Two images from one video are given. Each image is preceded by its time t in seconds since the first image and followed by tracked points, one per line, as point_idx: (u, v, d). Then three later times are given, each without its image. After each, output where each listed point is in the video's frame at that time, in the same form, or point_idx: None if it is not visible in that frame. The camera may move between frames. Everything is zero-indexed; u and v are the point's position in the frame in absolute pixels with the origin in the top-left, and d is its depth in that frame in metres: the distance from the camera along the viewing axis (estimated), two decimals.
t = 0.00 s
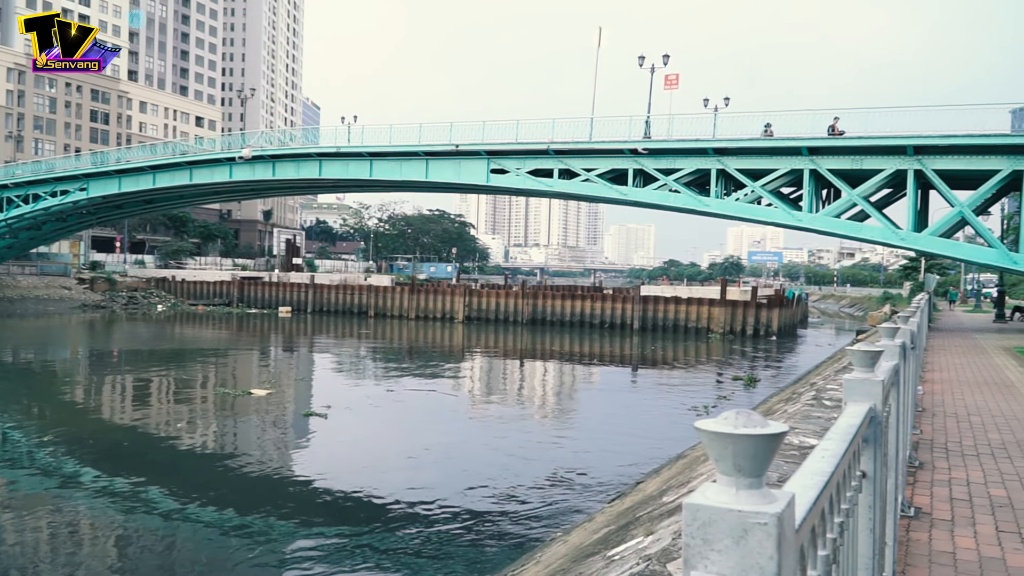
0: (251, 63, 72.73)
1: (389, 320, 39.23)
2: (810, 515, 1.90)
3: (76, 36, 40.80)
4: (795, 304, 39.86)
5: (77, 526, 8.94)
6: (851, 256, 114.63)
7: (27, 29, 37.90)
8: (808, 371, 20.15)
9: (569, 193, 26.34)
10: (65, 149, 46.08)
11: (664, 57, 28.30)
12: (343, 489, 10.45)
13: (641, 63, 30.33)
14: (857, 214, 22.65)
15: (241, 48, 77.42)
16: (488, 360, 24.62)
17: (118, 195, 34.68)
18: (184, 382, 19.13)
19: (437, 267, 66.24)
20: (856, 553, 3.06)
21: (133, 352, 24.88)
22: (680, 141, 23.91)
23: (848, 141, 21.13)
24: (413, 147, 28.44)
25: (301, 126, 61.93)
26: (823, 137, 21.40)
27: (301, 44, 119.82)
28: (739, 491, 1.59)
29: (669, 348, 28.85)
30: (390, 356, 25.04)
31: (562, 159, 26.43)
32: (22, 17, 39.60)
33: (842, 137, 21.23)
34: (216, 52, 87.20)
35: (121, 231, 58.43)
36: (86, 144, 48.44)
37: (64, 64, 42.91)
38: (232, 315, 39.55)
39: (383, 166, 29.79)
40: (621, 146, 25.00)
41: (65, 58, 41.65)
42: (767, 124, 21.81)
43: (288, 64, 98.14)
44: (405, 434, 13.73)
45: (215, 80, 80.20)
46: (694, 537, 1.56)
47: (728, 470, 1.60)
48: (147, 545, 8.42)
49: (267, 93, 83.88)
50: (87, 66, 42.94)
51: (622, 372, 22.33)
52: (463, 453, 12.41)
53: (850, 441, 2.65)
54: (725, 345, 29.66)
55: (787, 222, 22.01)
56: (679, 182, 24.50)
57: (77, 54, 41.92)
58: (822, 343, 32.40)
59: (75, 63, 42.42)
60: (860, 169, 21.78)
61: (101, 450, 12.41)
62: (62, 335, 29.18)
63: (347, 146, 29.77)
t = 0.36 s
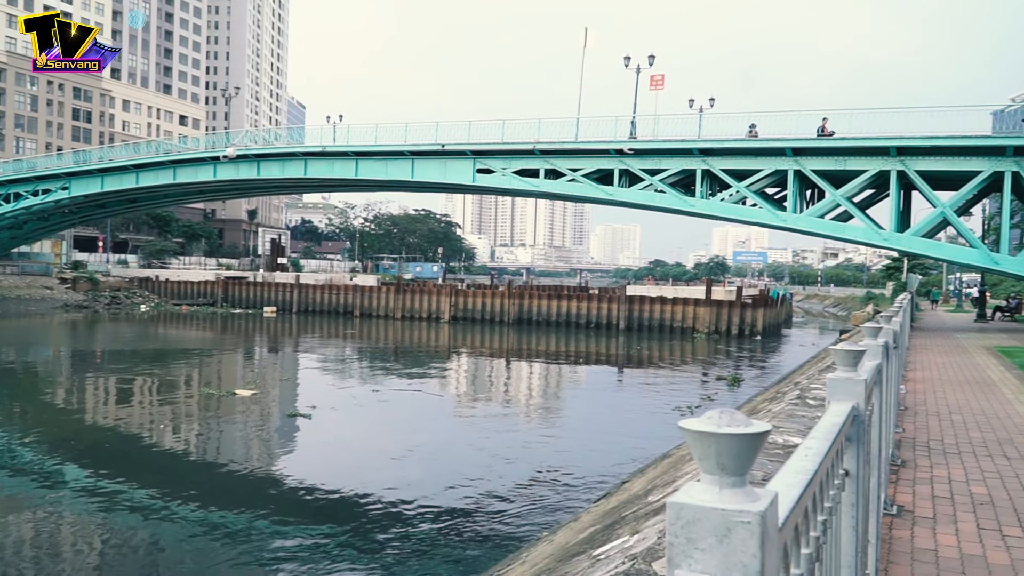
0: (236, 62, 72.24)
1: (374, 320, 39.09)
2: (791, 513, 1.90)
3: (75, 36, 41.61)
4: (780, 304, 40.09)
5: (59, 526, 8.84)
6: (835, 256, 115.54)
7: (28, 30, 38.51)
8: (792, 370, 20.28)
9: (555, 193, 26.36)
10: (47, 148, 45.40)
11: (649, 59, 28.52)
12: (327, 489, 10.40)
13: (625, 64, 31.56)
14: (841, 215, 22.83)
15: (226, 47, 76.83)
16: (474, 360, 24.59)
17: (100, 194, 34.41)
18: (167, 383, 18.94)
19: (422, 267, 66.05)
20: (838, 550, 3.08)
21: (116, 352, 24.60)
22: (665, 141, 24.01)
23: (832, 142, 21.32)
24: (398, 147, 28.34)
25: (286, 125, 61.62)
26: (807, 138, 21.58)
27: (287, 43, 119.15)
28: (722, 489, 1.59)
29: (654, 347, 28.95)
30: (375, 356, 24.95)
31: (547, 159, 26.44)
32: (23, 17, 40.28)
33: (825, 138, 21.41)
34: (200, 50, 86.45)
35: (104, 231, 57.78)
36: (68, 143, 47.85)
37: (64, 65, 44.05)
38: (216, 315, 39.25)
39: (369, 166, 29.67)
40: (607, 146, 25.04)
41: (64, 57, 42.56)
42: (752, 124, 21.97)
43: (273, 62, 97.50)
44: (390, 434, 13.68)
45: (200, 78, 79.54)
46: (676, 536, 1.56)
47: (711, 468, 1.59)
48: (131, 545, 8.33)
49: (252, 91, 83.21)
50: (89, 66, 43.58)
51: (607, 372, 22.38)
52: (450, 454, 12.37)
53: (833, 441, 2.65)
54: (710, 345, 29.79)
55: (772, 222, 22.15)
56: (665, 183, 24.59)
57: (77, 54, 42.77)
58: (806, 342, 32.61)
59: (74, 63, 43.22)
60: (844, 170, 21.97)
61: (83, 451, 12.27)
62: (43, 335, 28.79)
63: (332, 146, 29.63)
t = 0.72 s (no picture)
0: (220, 61, 71.70)
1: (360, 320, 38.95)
2: (775, 512, 1.90)
3: (77, 35, 42.04)
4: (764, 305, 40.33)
5: (40, 527, 8.74)
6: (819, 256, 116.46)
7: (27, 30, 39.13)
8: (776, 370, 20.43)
9: (541, 193, 26.40)
10: (27, 146, 44.10)
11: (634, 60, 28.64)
12: (311, 489, 10.34)
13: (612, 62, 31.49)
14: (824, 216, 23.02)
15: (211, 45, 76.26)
16: (459, 360, 24.58)
17: (82, 193, 34.21)
18: (150, 382, 18.78)
19: (408, 267, 65.86)
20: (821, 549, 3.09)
21: (98, 352, 24.33)
22: (650, 142, 24.11)
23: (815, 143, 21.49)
24: (383, 146, 28.35)
25: (271, 124, 61.27)
26: (791, 139, 21.76)
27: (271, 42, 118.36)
28: (705, 489, 1.59)
29: (639, 347, 29.05)
30: (361, 356, 24.88)
31: (533, 159, 26.45)
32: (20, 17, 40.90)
33: (809, 139, 21.58)
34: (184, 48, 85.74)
35: (86, 230, 57.16)
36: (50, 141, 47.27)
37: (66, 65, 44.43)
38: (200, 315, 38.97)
39: (355, 165, 29.55)
40: (593, 147, 25.07)
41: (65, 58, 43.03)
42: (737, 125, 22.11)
43: (258, 61, 96.91)
44: (375, 434, 13.64)
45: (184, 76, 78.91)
46: (659, 536, 1.56)
47: (695, 469, 1.59)
48: (112, 545, 8.26)
49: (236, 90, 82.62)
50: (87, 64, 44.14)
51: (593, 372, 22.48)
52: (436, 454, 12.34)
53: (816, 440, 2.66)
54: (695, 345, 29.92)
55: (756, 223, 22.31)
56: (650, 183, 24.67)
57: (78, 54, 43.17)
58: (789, 343, 32.85)
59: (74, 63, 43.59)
60: (827, 171, 22.17)
61: (64, 451, 12.14)
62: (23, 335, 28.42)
63: (317, 145, 29.50)
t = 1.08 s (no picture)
0: (204, 59, 71.10)
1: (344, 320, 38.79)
2: (757, 511, 1.90)
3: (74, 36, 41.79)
4: (749, 305, 40.56)
5: (20, 528, 8.62)
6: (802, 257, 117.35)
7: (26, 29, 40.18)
8: (760, 370, 20.58)
9: (526, 193, 26.39)
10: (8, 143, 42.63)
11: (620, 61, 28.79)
12: (295, 489, 10.28)
13: (598, 66, 33.99)
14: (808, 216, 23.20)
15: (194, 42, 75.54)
16: (444, 360, 24.56)
17: (63, 191, 34.20)
18: (133, 383, 18.60)
19: (394, 267, 65.65)
20: (803, 547, 3.10)
21: (80, 352, 24.03)
22: (636, 143, 24.19)
23: (800, 145, 21.68)
24: (369, 146, 28.21)
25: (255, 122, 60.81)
26: (775, 140, 21.92)
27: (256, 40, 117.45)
28: (689, 489, 1.58)
29: (625, 348, 29.13)
30: (346, 356, 24.78)
31: (519, 159, 26.41)
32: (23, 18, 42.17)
33: (793, 141, 21.75)
34: (167, 46, 84.83)
35: (67, 228, 56.42)
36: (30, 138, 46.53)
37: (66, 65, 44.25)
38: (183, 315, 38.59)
39: (340, 164, 29.40)
40: (578, 147, 25.07)
41: (64, 58, 42.82)
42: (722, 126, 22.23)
43: (242, 59, 96.17)
44: (360, 435, 13.57)
45: (167, 74, 78.12)
46: (644, 534, 1.55)
47: (678, 468, 1.58)
48: (94, 545, 8.16)
49: (220, 88, 81.90)
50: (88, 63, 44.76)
51: (578, 372, 22.58)
52: (421, 454, 12.30)
53: (799, 440, 2.66)
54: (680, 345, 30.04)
55: (741, 224, 22.45)
56: (636, 184, 24.72)
57: (77, 54, 42.97)
58: (773, 343, 33.08)
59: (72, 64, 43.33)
60: (811, 173, 22.37)
61: (44, 452, 11.97)
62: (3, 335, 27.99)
63: (302, 144, 29.32)
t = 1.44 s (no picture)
0: (186, 58, 70.47)
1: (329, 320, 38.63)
2: (740, 511, 1.90)
3: (76, 35, 42.10)
4: (732, 305, 40.79)
5: None
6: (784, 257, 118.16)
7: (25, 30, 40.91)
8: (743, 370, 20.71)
9: (511, 194, 26.38)
10: None
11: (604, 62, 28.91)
12: (279, 490, 10.21)
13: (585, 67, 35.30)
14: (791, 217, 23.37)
15: (176, 41, 74.85)
16: (429, 360, 24.57)
17: (44, 191, 33.92)
18: (114, 384, 18.42)
19: (378, 267, 65.39)
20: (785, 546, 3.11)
21: (60, 353, 23.74)
22: (621, 143, 24.27)
23: (782, 146, 21.85)
24: (353, 145, 28.08)
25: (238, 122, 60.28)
26: (759, 141, 22.07)
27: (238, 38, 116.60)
28: (671, 487, 1.58)
29: (609, 348, 29.21)
30: (330, 356, 24.69)
31: (504, 159, 26.39)
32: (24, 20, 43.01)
33: (776, 142, 21.91)
34: (149, 44, 84.04)
35: (48, 228, 55.70)
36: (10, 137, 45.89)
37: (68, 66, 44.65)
38: (165, 315, 38.25)
39: (324, 164, 29.27)
40: (563, 147, 25.07)
41: (65, 57, 43.18)
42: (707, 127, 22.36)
43: (225, 58, 95.44)
44: (343, 436, 13.48)
45: (149, 73, 77.38)
46: (626, 534, 1.54)
47: (661, 467, 1.58)
48: (74, 547, 8.07)
49: (203, 87, 81.24)
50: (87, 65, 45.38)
51: (563, 371, 22.66)
52: (405, 454, 12.25)
53: (782, 439, 2.67)
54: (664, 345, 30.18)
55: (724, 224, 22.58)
56: (620, 184, 24.80)
57: (78, 54, 43.28)
58: (756, 342, 33.30)
59: (74, 63, 43.82)
60: (794, 173, 22.53)
61: (23, 454, 11.81)
62: None
63: (286, 144, 29.13)
